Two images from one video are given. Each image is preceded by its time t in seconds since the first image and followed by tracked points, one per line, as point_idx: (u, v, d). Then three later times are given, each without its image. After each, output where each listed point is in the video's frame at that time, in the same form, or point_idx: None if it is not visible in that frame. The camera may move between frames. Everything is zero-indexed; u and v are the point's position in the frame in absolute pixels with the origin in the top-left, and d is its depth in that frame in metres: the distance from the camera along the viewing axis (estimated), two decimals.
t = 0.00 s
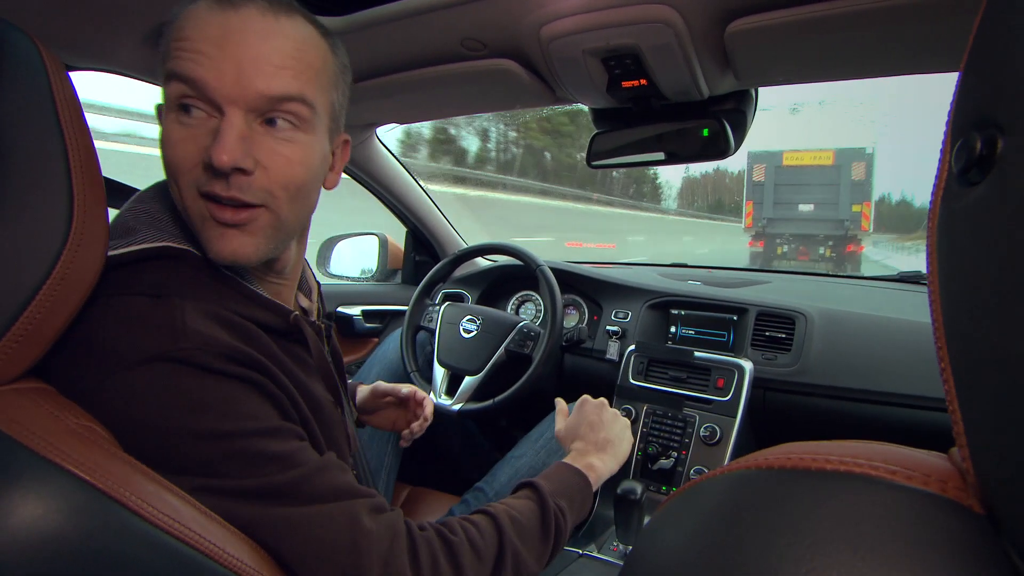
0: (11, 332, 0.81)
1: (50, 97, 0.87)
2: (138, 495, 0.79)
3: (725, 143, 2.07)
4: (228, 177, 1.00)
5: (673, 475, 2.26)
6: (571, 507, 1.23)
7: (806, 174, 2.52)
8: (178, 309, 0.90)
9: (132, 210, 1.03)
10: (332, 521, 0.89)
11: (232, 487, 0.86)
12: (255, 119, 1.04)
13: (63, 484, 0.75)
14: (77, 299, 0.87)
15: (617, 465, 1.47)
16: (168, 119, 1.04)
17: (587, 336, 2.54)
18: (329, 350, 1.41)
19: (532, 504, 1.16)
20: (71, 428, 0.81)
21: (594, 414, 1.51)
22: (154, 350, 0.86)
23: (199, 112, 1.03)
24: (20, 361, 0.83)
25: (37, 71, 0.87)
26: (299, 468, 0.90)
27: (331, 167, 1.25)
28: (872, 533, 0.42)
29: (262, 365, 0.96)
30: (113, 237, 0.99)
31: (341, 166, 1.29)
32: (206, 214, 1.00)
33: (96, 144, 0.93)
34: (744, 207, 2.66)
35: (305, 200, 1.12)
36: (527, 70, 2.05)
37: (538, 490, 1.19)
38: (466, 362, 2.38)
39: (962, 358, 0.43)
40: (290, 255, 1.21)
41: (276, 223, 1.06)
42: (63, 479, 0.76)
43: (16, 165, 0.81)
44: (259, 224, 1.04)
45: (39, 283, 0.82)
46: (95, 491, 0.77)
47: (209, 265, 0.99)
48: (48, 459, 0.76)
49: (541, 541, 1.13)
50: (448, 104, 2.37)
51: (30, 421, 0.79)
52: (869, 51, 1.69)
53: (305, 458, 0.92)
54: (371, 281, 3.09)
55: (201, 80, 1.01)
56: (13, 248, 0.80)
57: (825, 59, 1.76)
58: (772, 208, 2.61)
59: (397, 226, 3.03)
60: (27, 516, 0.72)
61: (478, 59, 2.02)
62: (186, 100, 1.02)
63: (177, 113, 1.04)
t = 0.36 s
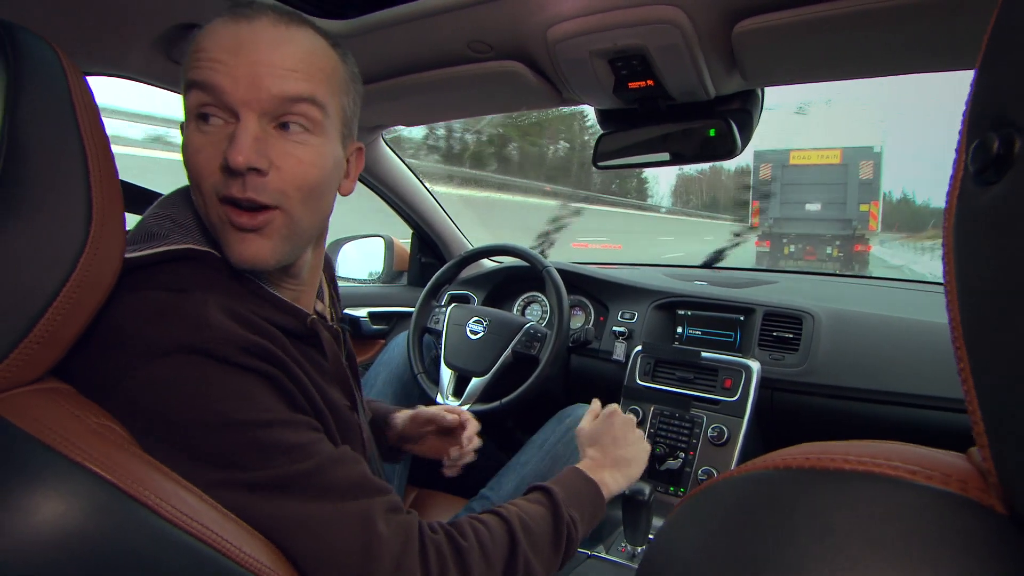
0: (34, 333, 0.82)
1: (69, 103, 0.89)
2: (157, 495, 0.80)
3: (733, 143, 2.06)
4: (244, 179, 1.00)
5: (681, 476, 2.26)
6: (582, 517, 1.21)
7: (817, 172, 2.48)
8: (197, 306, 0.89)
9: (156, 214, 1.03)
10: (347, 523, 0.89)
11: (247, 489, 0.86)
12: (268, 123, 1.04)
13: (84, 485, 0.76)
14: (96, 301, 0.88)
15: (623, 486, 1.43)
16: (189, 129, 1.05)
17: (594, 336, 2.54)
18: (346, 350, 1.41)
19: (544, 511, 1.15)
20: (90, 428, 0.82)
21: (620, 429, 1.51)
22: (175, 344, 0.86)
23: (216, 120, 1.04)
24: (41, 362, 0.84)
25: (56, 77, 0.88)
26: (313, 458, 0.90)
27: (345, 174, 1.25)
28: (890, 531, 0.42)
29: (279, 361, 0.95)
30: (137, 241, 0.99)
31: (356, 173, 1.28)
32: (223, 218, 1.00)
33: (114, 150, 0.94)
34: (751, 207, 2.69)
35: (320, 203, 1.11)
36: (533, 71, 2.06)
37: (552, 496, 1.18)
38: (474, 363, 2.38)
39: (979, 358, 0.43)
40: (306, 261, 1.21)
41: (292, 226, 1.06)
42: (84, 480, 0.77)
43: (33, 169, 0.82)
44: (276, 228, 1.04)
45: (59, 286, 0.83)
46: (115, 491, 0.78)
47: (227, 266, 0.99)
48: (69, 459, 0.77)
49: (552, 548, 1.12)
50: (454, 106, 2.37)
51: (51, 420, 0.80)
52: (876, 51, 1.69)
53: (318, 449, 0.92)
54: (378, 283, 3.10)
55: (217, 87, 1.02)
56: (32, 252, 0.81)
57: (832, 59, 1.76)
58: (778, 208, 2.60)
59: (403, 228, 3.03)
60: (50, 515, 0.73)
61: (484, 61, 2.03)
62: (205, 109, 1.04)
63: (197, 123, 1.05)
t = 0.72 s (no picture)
0: (34, 332, 0.82)
1: (70, 103, 0.89)
2: (157, 494, 0.80)
3: (731, 145, 2.07)
4: (248, 198, 1.01)
5: (680, 476, 2.26)
6: (525, 522, 1.25)
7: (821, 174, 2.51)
8: (188, 298, 0.91)
9: (152, 212, 1.03)
10: (330, 519, 0.93)
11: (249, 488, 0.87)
12: (276, 144, 1.04)
13: (85, 484, 0.76)
14: (96, 300, 0.88)
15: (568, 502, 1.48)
16: (197, 141, 1.05)
17: (593, 337, 2.55)
18: (333, 349, 1.42)
19: (494, 517, 1.18)
20: (90, 426, 0.82)
21: (563, 458, 1.53)
22: (174, 337, 0.88)
23: (225, 136, 1.03)
24: (40, 361, 0.84)
25: (56, 76, 0.88)
26: (304, 449, 0.94)
27: (344, 187, 1.24)
28: (892, 530, 0.42)
29: (267, 359, 0.97)
30: (132, 237, 1.00)
31: (356, 186, 1.26)
32: (223, 230, 1.00)
33: (114, 151, 0.94)
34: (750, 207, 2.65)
35: (318, 217, 1.12)
36: (533, 72, 2.06)
37: (498, 503, 1.21)
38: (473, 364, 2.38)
39: (978, 355, 0.43)
40: (300, 263, 1.21)
41: (290, 241, 1.07)
42: (85, 479, 0.77)
43: (34, 168, 0.82)
44: (275, 241, 1.04)
45: (59, 286, 0.83)
46: (116, 490, 0.78)
47: (222, 271, 1.00)
48: (70, 457, 0.77)
49: (500, 549, 1.15)
50: (455, 106, 2.37)
51: (51, 418, 0.80)
52: (875, 51, 1.69)
53: (306, 441, 0.95)
54: (376, 283, 3.09)
55: (229, 106, 1.02)
56: (34, 251, 0.81)
57: (831, 60, 1.77)
58: (779, 209, 2.60)
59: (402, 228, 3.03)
60: (50, 515, 0.73)
61: (484, 62, 2.03)
62: (214, 124, 1.03)
63: (206, 135, 1.05)
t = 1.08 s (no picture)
0: (52, 338, 0.81)
1: (87, 108, 0.89)
2: (175, 498, 0.80)
3: (743, 146, 2.07)
4: (234, 195, 1.00)
5: (691, 479, 2.25)
6: (540, 527, 1.25)
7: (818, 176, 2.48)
8: (197, 306, 0.91)
9: (152, 220, 1.05)
10: (343, 526, 0.92)
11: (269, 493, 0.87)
12: (256, 136, 1.04)
13: (105, 489, 0.76)
14: (113, 304, 0.88)
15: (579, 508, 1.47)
16: (179, 142, 1.05)
17: (603, 339, 2.54)
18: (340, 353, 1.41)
19: (508, 520, 1.18)
20: (108, 430, 0.82)
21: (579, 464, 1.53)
22: (171, 344, 0.88)
23: (205, 134, 1.03)
24: (57, 366, 0.84)
25: (74, 81, 0.88)
26: (310, 457, 0.93)
27: (335, 179, 1.23)
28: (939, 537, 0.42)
29: (270, 365, 0.96)
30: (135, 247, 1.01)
31: (347, 178, 1.27)
32: (212, 230, 1.00)
33: (131, 155, 0.94)
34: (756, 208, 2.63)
35: (309, 210, 1.11)
36: (544, 73, 2.05)
37: (513, 506, 1.21)
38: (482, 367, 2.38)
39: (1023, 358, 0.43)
40: (296, 266, 1.20)
41: (283, 237, 1.06)
42: (104, 484, 0.76)
43: (54, 173, 0.82)
44: (267, 238, 1.04)
45: (77, 290, 0.83)
46: (135, 496, 0.77)
47: (219, 275, 1.00)
48: (89, 462, 0.77)
49: (515, 554, 1.15)
50: (465, 108, 2.37)
51: (69, 424, 0.80)
52: (889, 52, 1.68)
53: (314, 447, 0.94)
54: (385, 286, 3.07)
55: (203, 103, 1.01)
56: (54, 256, 0.81)
57: (844, 60, 1.76)
58: (783, 210, 2.57)
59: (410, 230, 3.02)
60: (72, 520, 0.73)
61: (496, 63, 2.03)
62: (193, 123, 1.03)
63: (186, 135, 1.04)
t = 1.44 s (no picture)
0: (62, 339, 0.82)
1: (98, 110, 0.89)
2: (186, 500, 0.80)
3: (746, 148, 2.07)
4: (257, 201, 1.01)
5: (696, 480, 2.26)
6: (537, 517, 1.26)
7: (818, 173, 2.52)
8: (210, 309, 0.91)
9: (167, 221, 1.05)
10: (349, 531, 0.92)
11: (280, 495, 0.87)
12: (281, 145, 1.05)
13: (117, 490, 0.76)
14: (123, 305, 0.88)
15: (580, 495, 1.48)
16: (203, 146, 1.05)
17: (606, 340, 2.54)
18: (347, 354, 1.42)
19: (502, 517, 1.18)
20: (118, 431, 0.82)
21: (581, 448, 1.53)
22: (188, 349, 0.88)
23: (230, 140, 1.04)
24: (67, 367, 0.84)
25: (85, 84, 0.89)
26: (316, 467, 0.92)
27: (351, 188, 1.23)
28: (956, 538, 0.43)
29: (286, 372, 0.97)
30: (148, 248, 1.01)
31: (361, 187, 1.26)
32: (234, 235, 1.00)
33: (141, 157, 0.94)
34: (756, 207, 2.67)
35: (327, 219, 1.12)
36: (550, 75, 2.06)
37: (508, 500, 1.21)
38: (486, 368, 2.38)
39: None
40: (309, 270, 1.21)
41: (301, 244, 1.07)
42: (116, 485, 0.77)
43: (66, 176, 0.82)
44: (286, 245, 1.04)
45: (87, 292, 0.83)
46: (146, 497, 0.78)
47: (237, 281, 0.99)
48: (100, 463, 0.77)
49: (507, 552, 1.16)
50: (469, 110, 2.38)
51: (80, 425, 0.80)
52: (895, 54, 1.69)
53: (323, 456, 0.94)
54: (388, 287, 3.08)
55: (232, 108, 1.02)
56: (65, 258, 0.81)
57: (849, 63, 1.76)
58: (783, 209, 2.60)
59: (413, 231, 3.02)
60: (83, 521, 0.73)
61: (502, 65, 2.03)
62: (219, 128, 1.04)
63: (210, 140, 1.05)
